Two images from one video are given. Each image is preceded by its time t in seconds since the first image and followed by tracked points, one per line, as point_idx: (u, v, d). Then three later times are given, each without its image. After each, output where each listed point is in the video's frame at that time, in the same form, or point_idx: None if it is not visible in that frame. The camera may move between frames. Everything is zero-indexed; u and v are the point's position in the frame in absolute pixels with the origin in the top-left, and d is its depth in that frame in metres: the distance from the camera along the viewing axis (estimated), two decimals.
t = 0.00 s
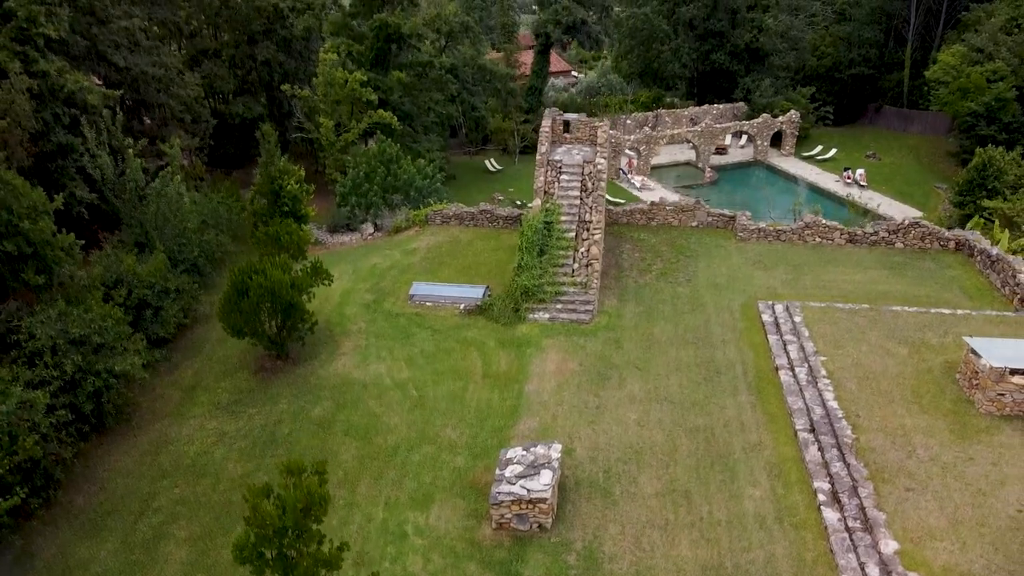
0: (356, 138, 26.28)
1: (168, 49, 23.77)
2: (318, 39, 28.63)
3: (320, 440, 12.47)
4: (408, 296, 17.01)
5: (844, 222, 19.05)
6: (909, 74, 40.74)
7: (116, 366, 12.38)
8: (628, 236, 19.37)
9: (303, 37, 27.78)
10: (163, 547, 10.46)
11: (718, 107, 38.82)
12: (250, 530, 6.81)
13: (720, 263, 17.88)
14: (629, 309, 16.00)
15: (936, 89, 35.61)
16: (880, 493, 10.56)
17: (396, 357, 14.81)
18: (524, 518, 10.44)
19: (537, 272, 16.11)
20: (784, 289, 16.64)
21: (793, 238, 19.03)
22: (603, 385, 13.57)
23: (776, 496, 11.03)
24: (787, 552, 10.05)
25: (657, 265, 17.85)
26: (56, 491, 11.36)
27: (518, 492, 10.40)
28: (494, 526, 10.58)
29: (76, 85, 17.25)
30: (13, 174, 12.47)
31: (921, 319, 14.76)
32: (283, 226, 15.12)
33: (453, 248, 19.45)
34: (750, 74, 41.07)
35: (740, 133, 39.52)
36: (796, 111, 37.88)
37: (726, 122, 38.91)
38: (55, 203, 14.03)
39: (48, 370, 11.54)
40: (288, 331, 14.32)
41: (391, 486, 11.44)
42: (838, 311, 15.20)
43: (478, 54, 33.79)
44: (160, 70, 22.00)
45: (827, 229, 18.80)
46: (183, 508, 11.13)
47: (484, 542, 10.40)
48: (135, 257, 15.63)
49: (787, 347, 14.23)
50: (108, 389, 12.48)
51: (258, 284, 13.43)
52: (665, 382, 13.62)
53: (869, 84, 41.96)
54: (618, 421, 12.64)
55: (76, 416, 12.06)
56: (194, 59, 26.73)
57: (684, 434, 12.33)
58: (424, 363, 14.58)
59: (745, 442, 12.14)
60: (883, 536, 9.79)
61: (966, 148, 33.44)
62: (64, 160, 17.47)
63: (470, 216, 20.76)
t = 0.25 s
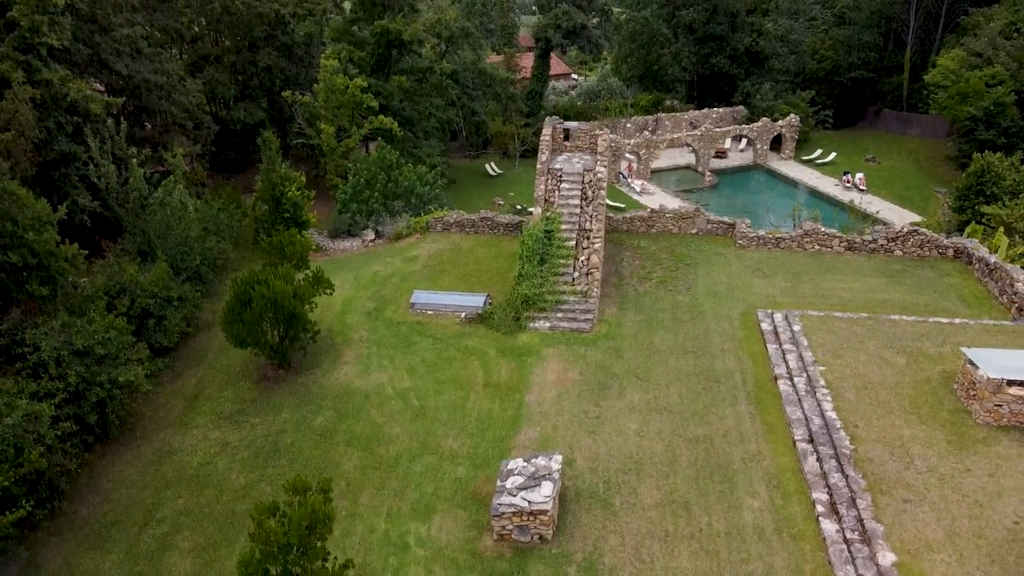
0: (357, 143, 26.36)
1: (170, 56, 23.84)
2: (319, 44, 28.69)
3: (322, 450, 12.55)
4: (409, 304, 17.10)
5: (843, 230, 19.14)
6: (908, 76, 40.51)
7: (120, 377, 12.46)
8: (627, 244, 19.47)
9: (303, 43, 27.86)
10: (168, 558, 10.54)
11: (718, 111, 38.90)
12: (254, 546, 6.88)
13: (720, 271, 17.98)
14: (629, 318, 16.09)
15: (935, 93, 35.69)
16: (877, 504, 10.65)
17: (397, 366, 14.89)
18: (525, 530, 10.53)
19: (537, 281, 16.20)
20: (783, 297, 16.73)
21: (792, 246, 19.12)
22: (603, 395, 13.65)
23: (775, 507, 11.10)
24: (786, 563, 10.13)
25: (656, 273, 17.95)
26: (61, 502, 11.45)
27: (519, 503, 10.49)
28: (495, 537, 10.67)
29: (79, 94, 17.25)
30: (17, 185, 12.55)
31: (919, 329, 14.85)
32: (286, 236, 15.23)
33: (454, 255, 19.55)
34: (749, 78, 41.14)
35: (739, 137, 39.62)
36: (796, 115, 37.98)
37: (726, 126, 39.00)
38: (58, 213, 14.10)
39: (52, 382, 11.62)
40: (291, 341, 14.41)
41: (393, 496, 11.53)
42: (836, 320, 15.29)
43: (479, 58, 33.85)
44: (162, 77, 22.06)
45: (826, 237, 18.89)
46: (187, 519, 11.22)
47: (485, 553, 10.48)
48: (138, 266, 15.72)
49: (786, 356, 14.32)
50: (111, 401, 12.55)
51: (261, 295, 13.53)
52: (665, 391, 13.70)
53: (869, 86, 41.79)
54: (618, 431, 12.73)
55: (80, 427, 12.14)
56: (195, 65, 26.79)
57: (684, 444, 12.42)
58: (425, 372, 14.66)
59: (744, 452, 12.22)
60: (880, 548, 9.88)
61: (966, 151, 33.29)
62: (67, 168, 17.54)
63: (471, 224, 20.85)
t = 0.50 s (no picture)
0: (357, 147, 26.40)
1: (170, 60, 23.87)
2: (319, 48, 28.72)
3: (323, 457, 12.60)
4: (409, 310, 17.14)
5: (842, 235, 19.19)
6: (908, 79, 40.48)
7: (122, 385, 12.51)
8: (627, 249, 19.53)
9: (304, 47, 27.91)
10: (169, 566, 10.60)
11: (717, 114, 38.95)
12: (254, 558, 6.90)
13: (719, 276, 18.03)
14: (629, 324, 16.14)
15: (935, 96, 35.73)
16: (876, 512, 10.70)
17: (397, 372, 14.94)
18: (525, 538, 10.57)
19: (537, 287, 16.25)
20: (782, 303, 16.78)
21: (791, 251, 19.17)
22: (603, 402, 13.70)
23: (774, 515, 11.15)
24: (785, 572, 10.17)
25: (656, 278, 18.00)
26: (63, 509, 11.50)
27: (519, 512, 10.54)
28: (495, 545, 10.71)
29: (80, 100, 17.30)
30: (19, 193, 12.59)
31: (917, 335, 14.90)
32: (286, 243, 15.29)
33: (454, 260, 19.60)
34: (749, 80, 41.19)
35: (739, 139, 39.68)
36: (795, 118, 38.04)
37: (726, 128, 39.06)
38: (60, 221, 14.15)
39: (55, 390, 11.67)
40: (291, 347, 14.46)
41: (394, 504, 11.58)
42: (835, 326, 15.34)
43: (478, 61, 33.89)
44: (163, 82, 22.09)
45: (825, 242, 18.94)
46: (189, 527, 11.27)
47: (486, 561, 10.53)
48: (139, 273, 15.77)
49: (785, 363, 14.36)
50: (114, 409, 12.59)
51: (262, 302, 13.58)
52: (665, 398, 13.75)
53: (868, 89, 41.82)
54: (618, 439, 12.77)
55: (83, 434, 12.19)
56: (195, 69, 26.84)
57: (683, 452, 12.46)
58: (426, 379, 14.70)
59: (743, 460, 12.27)
60: (879, 556, 9.92)
61: (965, 155, 33.31)
62: (68, 173, 17.60)
63: (471, 228, 20.90)
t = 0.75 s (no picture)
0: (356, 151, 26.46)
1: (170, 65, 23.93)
2: (319, 52, 28.78)
3: (322, 464, 12.66)
4: (409, 316, 17.20)
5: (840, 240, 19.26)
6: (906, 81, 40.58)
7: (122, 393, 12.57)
8: (626, 254, 19.60)
9: (304, 51, 27.98)
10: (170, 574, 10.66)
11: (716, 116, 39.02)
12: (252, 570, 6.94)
13: (718, 282, 18.09)
14: (628, 330, 16.21)
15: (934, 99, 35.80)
16: (872, 520, 10.76)
17: (397, 378, 14.99)
18: (523, 546, 10.63)
19: (536, 293, 16.32)
20: (780, 309, 16.85)
21: (789, 256, 19.24)
22: (601, 408, 13.76)
23: (771, 522, 11.20)
24: None
25: (654, 284, 18.06)
26: (64, 517, 11.56)
27: (517, 520, 10.59)
28: (494, 553, 10.77)
29: (81, 106, 17.37)
30: (20, 201, 12.64)
31: (915, 341, 14.96)
32: (286, 250, 15.36)
33: (453, 265, 19.67)
34: (748, 83, 41.25)
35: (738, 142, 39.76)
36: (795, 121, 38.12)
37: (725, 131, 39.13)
38: (60, 228, 14.21)
39: (57, 398, 11.73)
40: (291, 354, 14.52)
41: (393, 511, 11.64)
42: (832, 332, 15.41)
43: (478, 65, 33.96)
44: (163, 87, 22.15)
45: (823, 247, 19.00)
46: (189, 535, 11.33)
47: (484, 569, 10.59)
48: (139, 279, 15.83)
49: (783, 369, 14.42)
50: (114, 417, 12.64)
51: (261, 309, 13.64)
52: (663, 405, 13.81)
53: (867, 92, 41.92)
54: (616, 446, 12.84)
55: (84, 442, 12.25)
56: (195, 73, 26.91)
57: (681, 459, 12.52)
58: (425, 385, 14.76)
59: (741, 467, 12.33)
60: (875, 564, 9.98)
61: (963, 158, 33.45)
62: (68, 179, 17.69)
63: (470, 233, 20.97)
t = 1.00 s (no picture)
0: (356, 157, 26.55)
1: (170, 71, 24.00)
2: (318, 57, 28.87)
3: (322, 474, 12.75)
4: (408, 324, 17.27)
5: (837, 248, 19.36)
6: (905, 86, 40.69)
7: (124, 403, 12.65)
8: (624, 262, 19.69)
9: (304, 57, 28.06)
10: None
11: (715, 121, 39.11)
12: None
13: (716, 290, 18.18)
14: (626, 338, 16.30)
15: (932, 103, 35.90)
16: (868, 531, 10.84)
17: (396, 387, 15.08)
18: (522, 556, 10.71)
19: (535, 302, 16.40)
20: (777, 317, 16.94)
21: (787, 263, 19.33)
22: (599, 417, 13.85)
23: (767, 533, 11.28)
24: None
25: (653, 292, 18.16)
26: (66, 528, 11.63)
27: (516, 531, 10.68)
28: (493, 564, 10.85)
29: (82, 114, 17.48)
30: (22, 211, 12.71)
31: (911, 350, 15.06)
32: (287, 260, 15.44)
33: (452, 273, 19.75)
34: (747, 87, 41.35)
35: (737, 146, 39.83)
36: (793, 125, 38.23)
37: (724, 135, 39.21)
38: (62, 238, 14.29)
39: (59, 410, 11.81)
40: (291, 363, 14.60)
41: (392, 521, 11.72)
42: (829, 341, 15.51)
43: (477, 70, 34.05)
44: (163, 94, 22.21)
45: (820, 255, 19.09)
46: (189, 545, 11.42)
47: None
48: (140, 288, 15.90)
49: (780, 379, 14.50)
50: (116, 428, 12.72)
51: (261, 319, 13.72)
52: (661, 414, 13.89)
53: (866, 96, 42.03)
54: (614, 455, 12.92)
55: (85, 452, 12.31)
56: (196, 79, 26.99)
57: (679, 469, 12.59)
58: (424, 394, 14.85)
59: (738, 477, 12.41)
60: None
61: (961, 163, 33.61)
62: (69, 188, 17.82)
63: (469, 241, 21.05)
